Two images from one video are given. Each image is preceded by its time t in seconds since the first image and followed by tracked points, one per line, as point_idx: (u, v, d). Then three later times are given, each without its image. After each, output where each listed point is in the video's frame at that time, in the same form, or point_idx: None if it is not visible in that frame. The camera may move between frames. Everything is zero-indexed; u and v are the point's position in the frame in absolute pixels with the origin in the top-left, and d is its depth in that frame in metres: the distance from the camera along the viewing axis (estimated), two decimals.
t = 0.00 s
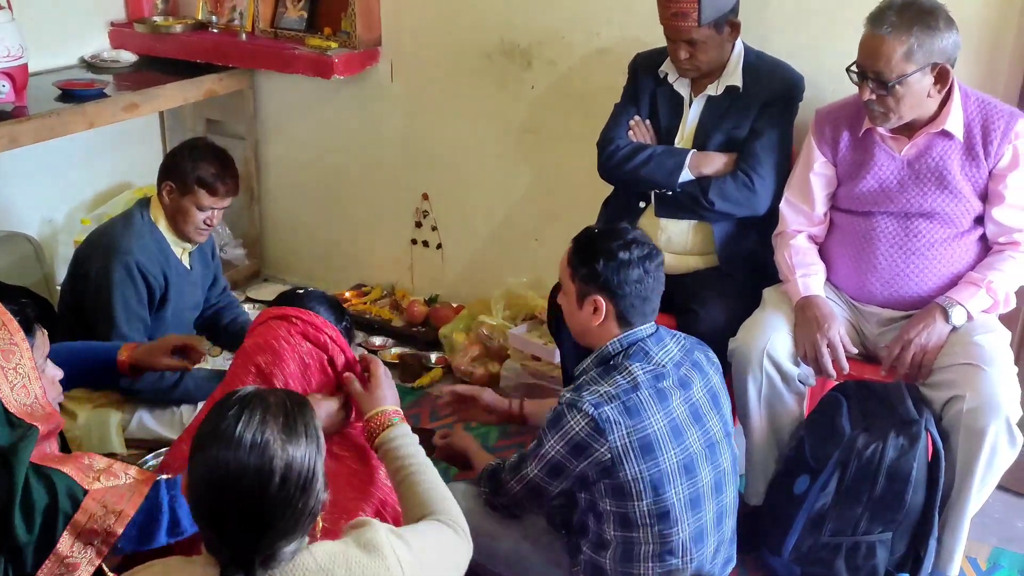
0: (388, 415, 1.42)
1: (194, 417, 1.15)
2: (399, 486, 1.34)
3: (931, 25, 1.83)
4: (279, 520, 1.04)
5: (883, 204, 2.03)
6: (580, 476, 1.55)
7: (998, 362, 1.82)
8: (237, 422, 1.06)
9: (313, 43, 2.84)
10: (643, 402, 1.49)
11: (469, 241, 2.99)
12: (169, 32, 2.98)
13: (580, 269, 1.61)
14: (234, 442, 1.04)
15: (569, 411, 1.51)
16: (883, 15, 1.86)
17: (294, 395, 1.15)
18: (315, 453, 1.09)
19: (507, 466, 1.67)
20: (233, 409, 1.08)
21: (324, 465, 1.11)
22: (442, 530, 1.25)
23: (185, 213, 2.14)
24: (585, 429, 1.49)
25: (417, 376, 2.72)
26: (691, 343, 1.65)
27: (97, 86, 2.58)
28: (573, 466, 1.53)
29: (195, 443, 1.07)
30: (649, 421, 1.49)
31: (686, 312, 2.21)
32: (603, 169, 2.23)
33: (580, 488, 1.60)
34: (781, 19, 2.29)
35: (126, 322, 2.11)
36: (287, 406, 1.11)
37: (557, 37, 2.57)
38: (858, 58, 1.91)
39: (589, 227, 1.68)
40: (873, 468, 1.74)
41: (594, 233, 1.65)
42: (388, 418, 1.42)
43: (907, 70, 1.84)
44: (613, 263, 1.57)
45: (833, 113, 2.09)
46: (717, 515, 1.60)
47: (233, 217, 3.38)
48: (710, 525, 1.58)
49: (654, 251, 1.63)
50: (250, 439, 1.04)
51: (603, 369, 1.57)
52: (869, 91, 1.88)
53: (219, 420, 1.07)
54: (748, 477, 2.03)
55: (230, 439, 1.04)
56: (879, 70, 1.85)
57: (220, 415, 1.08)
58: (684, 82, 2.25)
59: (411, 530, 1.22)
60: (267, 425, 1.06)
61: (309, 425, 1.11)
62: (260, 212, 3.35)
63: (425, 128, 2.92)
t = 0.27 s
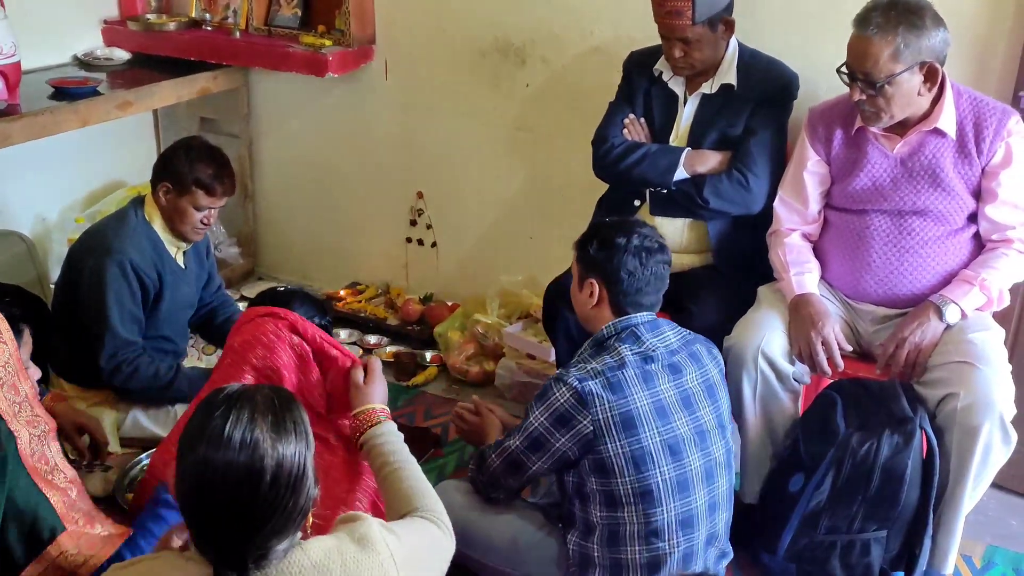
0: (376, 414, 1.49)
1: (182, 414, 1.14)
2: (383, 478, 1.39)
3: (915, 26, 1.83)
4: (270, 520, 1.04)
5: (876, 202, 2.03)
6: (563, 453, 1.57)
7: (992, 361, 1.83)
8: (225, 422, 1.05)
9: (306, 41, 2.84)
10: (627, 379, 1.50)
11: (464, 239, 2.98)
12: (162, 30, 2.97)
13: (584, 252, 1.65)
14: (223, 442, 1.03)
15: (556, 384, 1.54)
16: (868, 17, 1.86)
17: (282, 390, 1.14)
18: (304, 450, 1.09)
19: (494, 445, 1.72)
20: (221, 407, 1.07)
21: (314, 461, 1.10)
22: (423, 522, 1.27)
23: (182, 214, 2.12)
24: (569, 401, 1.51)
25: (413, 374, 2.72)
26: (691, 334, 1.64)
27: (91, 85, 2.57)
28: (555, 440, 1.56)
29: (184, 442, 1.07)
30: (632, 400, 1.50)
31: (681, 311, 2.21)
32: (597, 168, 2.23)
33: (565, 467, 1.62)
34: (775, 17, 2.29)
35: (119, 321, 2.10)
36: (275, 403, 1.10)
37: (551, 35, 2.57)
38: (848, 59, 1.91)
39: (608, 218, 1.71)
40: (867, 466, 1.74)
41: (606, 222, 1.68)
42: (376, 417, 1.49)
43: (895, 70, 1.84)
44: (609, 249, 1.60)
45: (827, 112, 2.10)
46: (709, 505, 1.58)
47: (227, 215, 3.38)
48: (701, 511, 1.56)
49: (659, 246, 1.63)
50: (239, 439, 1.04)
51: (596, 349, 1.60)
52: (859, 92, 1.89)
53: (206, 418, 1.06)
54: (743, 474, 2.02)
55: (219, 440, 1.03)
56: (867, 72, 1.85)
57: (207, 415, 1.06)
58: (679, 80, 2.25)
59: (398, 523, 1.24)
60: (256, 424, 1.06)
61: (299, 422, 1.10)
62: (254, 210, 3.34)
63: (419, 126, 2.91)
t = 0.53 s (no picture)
0: (364, 346, 1.44)
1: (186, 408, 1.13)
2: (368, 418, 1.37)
3: (915, 23, 1.83)
4: (285, 506, 1.04)
5: (876, 200, 2.03)
6: (552, 450, 1.57)
7: (993, 359, 1.83)
8: (240, 409, 1.05)
9: (306, 40, 2.83)
10: (611, 374, 1.50)
11: (463, 237, 2.98)
12: (161, 28, 2.97)
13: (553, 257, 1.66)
14: (240, 429, 1.03)
15: (542, 382, 1.54)
16: (867, 15, 1.86)
17: (287, 380, 1.15)
18: (315, 437, 1.09)
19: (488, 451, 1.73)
20: (234, 398, 1.07)
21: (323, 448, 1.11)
22: (410, 476, 1.26)
23: (184, 212, 2.13)
24: (556, 398, 1.51)
25: (412, 372, 2.71)
26: (677, 327, 1.64)
27: (90, 82, 2.57)
28: (544, 437, 1.56)
29: (195, 432, 1.06)
30: (618, 393, 1.49)
31: (680, 309, 2.21)
32: (597, 166, 2.23)
33: (557, 465, 1.62)
34: (774, 15, 2.29)
35: (119, 320, 2.09)
36: (286, 393, 1.11)
37: (551, 33, 2.57)
38: (847, 57, 1.91)
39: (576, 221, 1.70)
40: (867, 464, 1.74)
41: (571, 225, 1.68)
42: (364, 349, 1.45)
43: (894, 67, 1.84)
44: (574, 255, 1.61)
45: (826, 110, 2.10)
46: (702, 496, 1.57)
47: (226, 214, 3.37)
48: (694, 502, 1.56)
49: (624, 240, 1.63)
50: (256, 425, 1.04)
51: (580, 349, 1.60)
52: (858, 89, 1.88)
53: (218, 408, 1.06)
54: (743, 473, 2.02)
55: (235, 427, 1.03)
56: (866, 69, 1.85)
57: (219, 405, 1.06)
58: (678, 78, 2.25)
59: (388, 491, 1.22)
60: (270, 411, 1.06)
61: (309, 410, 1.11)
62: (253, 208, 3.33)
63: (418, 125, 2.91)
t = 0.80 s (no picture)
0: (346, 307, 1.52)
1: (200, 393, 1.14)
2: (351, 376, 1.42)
3: (915, 21, 1.83)
4: (302, 488, 1.05)
5: (875, 200, 2.03)
6: (547, 457, 1.57)
7: (992, 358, 1.83)
8: (260, 392, 1.07)
9: (306, 38, 2.83)
10: (606, 379, 1.49)
11: (463, 236, 2.98)
12: (161, 26, 2.96)
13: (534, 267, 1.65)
14: (262, 410, 1.05)
15: (536, 389, 1.54)
16: (865, 14, 1.86)
17: (302, 366, 1.16)
18: (331, 421, 1.11)
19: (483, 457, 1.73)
20: (252, 382, 1.08)
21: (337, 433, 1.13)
22: (395, 438, 1.27)
23: (186, 211, 2.12)
24: (550, 405, 1.51)
25: (411, 371, 2.71)
26: (666, 327, 1.63)
27: (90, 80, 2.57)
28: (539, 444, 1.55)
29: (214, 416, 1.07)
30: (612, 399, 1.49)
31: (680, 309, 2.21)
32: (597, 165, 2.23)
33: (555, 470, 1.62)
34: (775, 15, 2.29)
35: (118, 318, 2.09)
36: (302, 377, 1.13)
37: (552, 33, 2.56)
38: (845, 56, 1.91)
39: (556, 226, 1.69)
40: (866, 464, 1.73)
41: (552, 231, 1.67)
42: (346, 311, 1.52)
43: (892, 66, 1.84)
44: (556, 263, 1.60)
45: (826, 110, 2.09)
46: (699, 497, 1.58)
47: (225, 212, 3.37)
48: (691, 504, 1.56)
49: (606, 243, 1.62)
50: (276, 407, 1.05)
51: (571, 354, 1.59)
52: (856, 88, 1.88)
53: (236, 392, 1.07)
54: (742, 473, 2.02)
55: (257, 409, 1.05)
56: (864, 68, 1.85)
57: (238, 389, 1.07)
58: (679, 78, 2.24)
59: (384, 465, 1.22)
60: (289, 394, 1.08)
61: (325, 395, 1.13)
62: (253, 207, 3.33)
63: (418, 123, 2.91)
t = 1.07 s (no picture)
0: (341, 299, 1.49)
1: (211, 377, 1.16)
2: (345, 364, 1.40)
3: (915, 18, 1.83)
4: (307, 470, 1.07)
5: (877, 198, 2.03)
6: (551, 460, 1.57)
7: (993, 357, 1.82)
8: (270, 374, 1.08)
9: (309, 33, 2.83)
10: (610, 381, 1.49)
11: (465, 233, 2.98)
12: (164, 21, 2.96)
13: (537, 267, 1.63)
14: (272, 391, 1.06)
15: (540, 391, 1.54)
16: (866, 11, 1.86)
17: (309, 353, 1.18)
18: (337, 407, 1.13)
19: (485, 456, 1.73)
20: (264, 364, 1.10)
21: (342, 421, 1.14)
22: (390, 425, 1.26)
23: (186, 201, 2.12)
24: (554, 407, 1.51)
25: (412, 367, 2.71)
26: (668, 327, 1.63)
27: (93, 74, 2.57)
28: (543, 446, 1.55)
29: (225, 396, 1.08)
30: (616, 401, 1.49)
31: (682, 307, 2.21)
32: (600, 162, 2.23)
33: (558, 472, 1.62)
34: (779, 13, 2.29)
35: (120, 312, 2.10)
36: (311, 363, 1.14)
37: (555, 29, 2.56)
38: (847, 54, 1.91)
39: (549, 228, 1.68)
40: (867, 462, 1.73)
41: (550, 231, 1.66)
42: (341, 302, 1.49)
43: (893, 63, 1.83)
44: (559, 264, 1.59)
45: (829, 108, 2.09)
46: (702, 498, 1.58)
47: (228, 207, 3.37)
48: (694, 506, 1.56)
49: (605, 243, 1.61)
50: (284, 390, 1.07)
51: (575, 355, 1.60)
52: (857, 86, 1.88)
53: (247, 373, 1.09)
54: (743, 471, 2.03)
55: (266, 390, 1.06)
56: (865, 65, 1.84)
57: (248, 371, 1.09)
58: (682, 75, 2.24)
59: (381, 449, 1.22)
60: (298, 378, 1.10)
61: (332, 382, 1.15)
62: (255, 202, 3.33)
63: (421, 119, 2.90)
